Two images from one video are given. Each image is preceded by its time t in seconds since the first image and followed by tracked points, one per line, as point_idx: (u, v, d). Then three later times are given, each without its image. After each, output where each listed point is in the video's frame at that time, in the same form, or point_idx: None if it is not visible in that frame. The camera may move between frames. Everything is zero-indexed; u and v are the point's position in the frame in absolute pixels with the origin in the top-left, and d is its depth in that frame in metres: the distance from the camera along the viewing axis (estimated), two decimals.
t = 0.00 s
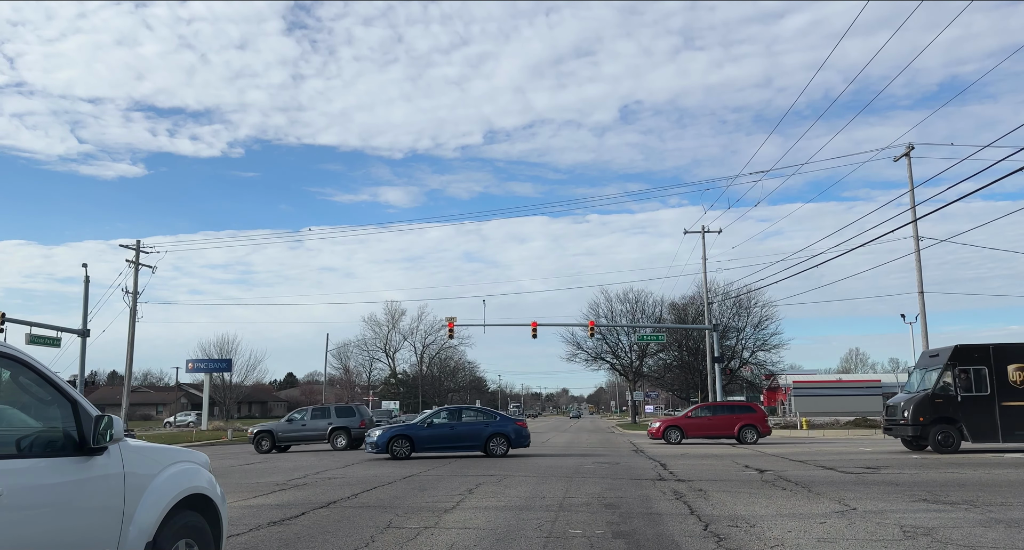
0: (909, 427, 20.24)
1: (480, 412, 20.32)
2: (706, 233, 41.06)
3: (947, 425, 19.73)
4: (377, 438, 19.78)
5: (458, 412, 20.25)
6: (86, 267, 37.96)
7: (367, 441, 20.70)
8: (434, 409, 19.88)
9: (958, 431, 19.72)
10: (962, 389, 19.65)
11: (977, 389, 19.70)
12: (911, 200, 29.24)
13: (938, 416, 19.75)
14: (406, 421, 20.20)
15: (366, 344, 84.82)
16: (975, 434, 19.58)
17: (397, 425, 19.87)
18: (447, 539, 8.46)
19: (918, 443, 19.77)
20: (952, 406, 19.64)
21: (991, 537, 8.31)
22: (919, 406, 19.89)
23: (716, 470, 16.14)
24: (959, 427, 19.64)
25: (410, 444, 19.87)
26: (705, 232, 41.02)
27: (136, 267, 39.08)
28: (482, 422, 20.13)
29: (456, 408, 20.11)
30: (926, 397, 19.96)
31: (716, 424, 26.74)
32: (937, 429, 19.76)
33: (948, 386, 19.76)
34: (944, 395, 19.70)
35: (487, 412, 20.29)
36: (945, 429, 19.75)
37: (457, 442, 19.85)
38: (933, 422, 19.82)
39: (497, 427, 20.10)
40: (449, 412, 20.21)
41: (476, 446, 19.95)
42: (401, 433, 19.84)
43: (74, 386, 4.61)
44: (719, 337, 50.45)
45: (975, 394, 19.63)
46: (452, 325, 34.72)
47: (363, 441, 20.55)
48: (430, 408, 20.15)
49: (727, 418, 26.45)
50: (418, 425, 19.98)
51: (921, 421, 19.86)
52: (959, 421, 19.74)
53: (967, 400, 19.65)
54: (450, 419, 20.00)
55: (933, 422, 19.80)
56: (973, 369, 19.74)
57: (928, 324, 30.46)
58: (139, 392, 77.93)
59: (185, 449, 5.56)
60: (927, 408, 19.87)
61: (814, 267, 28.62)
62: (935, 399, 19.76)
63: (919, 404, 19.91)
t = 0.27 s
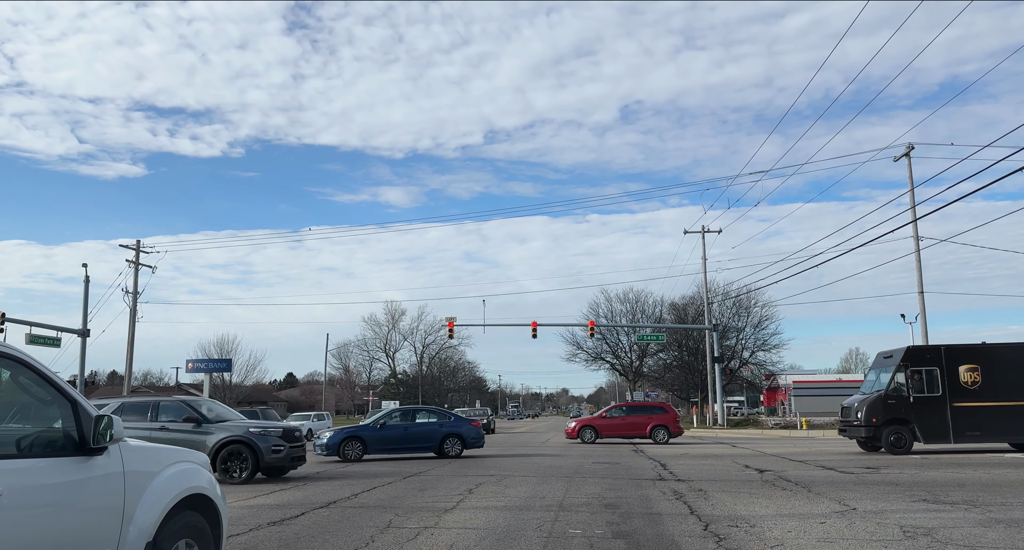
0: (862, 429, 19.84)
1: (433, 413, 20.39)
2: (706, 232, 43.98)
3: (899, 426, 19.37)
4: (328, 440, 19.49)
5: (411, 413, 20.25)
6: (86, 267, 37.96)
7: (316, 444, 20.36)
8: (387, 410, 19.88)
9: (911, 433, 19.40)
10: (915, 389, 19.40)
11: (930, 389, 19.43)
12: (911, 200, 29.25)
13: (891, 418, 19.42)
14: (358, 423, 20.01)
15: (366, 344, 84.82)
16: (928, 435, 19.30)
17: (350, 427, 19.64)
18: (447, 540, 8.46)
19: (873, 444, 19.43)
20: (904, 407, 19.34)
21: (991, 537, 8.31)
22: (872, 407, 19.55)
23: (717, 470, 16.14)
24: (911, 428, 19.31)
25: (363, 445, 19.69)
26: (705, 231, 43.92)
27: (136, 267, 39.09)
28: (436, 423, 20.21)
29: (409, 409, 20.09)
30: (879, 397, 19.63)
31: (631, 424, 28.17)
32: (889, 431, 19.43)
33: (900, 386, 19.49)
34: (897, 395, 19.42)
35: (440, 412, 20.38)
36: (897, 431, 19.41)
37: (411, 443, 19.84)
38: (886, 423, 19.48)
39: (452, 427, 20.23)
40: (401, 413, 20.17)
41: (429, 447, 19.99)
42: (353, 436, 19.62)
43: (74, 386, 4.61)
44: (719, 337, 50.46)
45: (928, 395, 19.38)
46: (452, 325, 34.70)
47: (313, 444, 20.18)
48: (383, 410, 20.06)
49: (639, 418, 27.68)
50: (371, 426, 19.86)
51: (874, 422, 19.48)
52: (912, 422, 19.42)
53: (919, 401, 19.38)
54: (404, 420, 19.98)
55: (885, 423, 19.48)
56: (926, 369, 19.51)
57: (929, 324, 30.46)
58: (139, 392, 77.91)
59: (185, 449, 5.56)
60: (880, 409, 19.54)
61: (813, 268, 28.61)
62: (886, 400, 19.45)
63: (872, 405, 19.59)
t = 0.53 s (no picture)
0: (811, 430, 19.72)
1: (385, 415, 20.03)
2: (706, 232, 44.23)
3: (848, 427, 19.30)
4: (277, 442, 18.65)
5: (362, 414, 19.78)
6: (86, 267, 37.98)
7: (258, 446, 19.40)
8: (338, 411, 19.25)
9: (859, 434, 19.36)
10: (863, 391, 19.40)
11: (879, 390, 19.45)
12: (911, 200, 29.27)
13: (840, 419, 19.32)
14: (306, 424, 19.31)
15: (366, 344, 84.83)
16: (877, 436, 19.30)
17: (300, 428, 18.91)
18: (447, 539, 8.46)
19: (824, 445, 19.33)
20: (853, 407, 19.30)
21: (991, 537, 8.31)
22: (821, 408, 19.43)
23: (717, 470, 16.15)
24: (860, 429, 19.29)
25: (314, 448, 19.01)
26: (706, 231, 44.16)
27: (136, 267, 39.10)
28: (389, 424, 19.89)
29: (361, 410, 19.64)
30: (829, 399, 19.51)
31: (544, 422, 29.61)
32: (838, 432, 19.32)
33: (850, 387, 19.43)
34: (846, 397, 19.35)
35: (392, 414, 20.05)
36: (846, 432, 19.31)
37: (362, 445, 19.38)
38: (835, 425, 19.37)
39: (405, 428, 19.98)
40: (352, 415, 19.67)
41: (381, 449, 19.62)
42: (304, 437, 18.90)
43: (75, 386, 4.61)
44: (719, 337, 50.49)
45: (876, 396, 19.40)
46: (452, 325, 34.71)
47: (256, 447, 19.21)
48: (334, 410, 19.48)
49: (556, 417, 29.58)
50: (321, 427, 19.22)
51: (823, 423, 19.36)
52: (861, 423, 19.39)
53: (868, 402, 19.39)
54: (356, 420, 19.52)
55: (834, 425, 19.36)
56: (875, 371, 19.52)
57: (929, 324, 30.47)
58: (139, 392, 77.94)
59: (185, 449, 5.56)
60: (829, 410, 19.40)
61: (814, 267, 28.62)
62: (835, 402, 19.36)
63: (822, 407, 19.43)
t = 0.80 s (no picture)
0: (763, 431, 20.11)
1: (332, 415, 19.16)
2: (705, 233, 44.34)
3: (794, 429, 19.53)
4: (217, 446, 17.54)
5: (308, 416, 18.84)
6: (86, 267, 37.97)
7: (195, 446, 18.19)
8: (283, 413, 18.17)
9: (806, 436, 19.55)
10: (809, 392, 19.56)
11: (825, 392, 19.58)
12: (911, 199, 29.29)
13: (785, 421, 19.57)
14: (249, 426, 18.19)
15: (366, 344, 84.82)
16: (823, 438, 19.43)
17: (242, 431, 17.80)
18: (446, 540, 8.45)
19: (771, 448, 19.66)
20: (799, 409, 19.48)
21: (990, 536, 8.31)
22: (767, 409, 19.81)
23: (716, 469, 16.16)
24: (806, 430, 19.45)
25: (257, 451, 18.03)
26: (705, 231, 44.30)
27: (136, 267, 39.10)
28: (337, 426, 19.07)
29: (306, 412, 18.68)
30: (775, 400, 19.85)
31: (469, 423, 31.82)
32: (784, 433, 19.60)
33: (795, 388, 19.63)
34: (791, 398, 19.56)
35: (338, 415, 19.19)
36: (792, 433, 19.57)
37: (308, 449, 18.56)
38: (781, 426, 19.65)
39: (352, 430, 19.26)
40: (297, 416, 18.68)
41: (327, 452, 18.85)
42: (247, 441, 17.85)
43: (74, 386, 4.61)
44: (719, 337, 50.49)
45: (823, 397, 19.52)
46: (452, 325, 34.71)
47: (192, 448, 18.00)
48: (278, 411, 18.42)
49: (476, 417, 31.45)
50: (265, 430, 18.18)
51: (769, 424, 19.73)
52: (808, 425, 19.56)
53: (813, 403, 19.53)
54: (301, 423, 18.58)
55: (780, 426, 19.66)
56: (821, 372, 19.68)
57: (928, 324, 30.45)
58: (139, 392, 77.93)
59: (185, 449, 5.56)
60: (776, 412, 19.74)
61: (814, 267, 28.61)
62: (781, 403, 19.60)
63: (767, 408, 19.78)
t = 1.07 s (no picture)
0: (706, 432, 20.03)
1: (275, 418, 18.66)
2: (706, 233, 41.23)
3: (738, 430, 19.50)
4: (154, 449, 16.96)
5: (250, 418, 18.34)
6: (87, 267, 37.99)
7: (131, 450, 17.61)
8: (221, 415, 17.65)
9: (749, 437, 19.51)
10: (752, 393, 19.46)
11: (767, 393, 19.50)
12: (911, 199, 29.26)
13: (728, 422, 19.54)
14: (188, 429, 17.66)
15: (366, 344, 84.84)
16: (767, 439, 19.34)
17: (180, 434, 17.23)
18: (446, 540, 8.45)
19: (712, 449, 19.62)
20: (742, 411, 19.41)
21: (990, 537, 8.31)
22: (711, 411, 19.68)
23: (716, 469, 16.15)
24: (749, 432, 19.37)
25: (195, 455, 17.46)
26: (706, 231, 41.18)
27: (137, 267, 39.12)
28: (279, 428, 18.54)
29: (246, 413, 18.16)
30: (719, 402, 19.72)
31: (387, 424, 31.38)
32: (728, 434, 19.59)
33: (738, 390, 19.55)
34: (734, 400, 19.46)
35: (281, 417, 18.68)
36: (735, 435, 19.55)
37: (249, 452, 17.99)
38: (725, 427, 19.62)
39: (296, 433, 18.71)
40: (237, 418, 18.18)
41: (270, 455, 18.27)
42: (185, 443, 17.29)
43: (75, 386, 4.61)
44: (719, 337, 50.49)
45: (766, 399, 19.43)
46: (452, 325, 34.73)
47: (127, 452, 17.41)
48: (218, 413, 17.91)
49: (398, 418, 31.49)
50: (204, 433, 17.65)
51: (713, 426, 19.63)
52: (751, 426, 19.49)
53: (756, 404, 19.46)
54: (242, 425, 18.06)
55: (724, 427, 19.64)
56: (764, 373, 19.55)
57: (928, 324, 30.43)
58: (139, 392, 77.97)
59: (186, 449, 5.56)
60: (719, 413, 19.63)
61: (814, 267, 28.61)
62: (724, 405, 19.53)
63: (710, 409, 19.62)
